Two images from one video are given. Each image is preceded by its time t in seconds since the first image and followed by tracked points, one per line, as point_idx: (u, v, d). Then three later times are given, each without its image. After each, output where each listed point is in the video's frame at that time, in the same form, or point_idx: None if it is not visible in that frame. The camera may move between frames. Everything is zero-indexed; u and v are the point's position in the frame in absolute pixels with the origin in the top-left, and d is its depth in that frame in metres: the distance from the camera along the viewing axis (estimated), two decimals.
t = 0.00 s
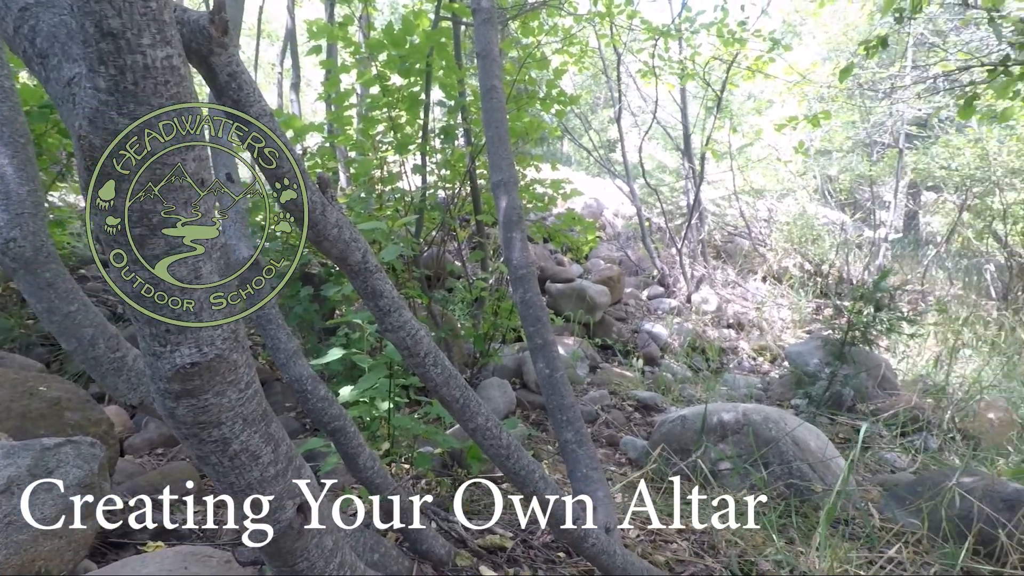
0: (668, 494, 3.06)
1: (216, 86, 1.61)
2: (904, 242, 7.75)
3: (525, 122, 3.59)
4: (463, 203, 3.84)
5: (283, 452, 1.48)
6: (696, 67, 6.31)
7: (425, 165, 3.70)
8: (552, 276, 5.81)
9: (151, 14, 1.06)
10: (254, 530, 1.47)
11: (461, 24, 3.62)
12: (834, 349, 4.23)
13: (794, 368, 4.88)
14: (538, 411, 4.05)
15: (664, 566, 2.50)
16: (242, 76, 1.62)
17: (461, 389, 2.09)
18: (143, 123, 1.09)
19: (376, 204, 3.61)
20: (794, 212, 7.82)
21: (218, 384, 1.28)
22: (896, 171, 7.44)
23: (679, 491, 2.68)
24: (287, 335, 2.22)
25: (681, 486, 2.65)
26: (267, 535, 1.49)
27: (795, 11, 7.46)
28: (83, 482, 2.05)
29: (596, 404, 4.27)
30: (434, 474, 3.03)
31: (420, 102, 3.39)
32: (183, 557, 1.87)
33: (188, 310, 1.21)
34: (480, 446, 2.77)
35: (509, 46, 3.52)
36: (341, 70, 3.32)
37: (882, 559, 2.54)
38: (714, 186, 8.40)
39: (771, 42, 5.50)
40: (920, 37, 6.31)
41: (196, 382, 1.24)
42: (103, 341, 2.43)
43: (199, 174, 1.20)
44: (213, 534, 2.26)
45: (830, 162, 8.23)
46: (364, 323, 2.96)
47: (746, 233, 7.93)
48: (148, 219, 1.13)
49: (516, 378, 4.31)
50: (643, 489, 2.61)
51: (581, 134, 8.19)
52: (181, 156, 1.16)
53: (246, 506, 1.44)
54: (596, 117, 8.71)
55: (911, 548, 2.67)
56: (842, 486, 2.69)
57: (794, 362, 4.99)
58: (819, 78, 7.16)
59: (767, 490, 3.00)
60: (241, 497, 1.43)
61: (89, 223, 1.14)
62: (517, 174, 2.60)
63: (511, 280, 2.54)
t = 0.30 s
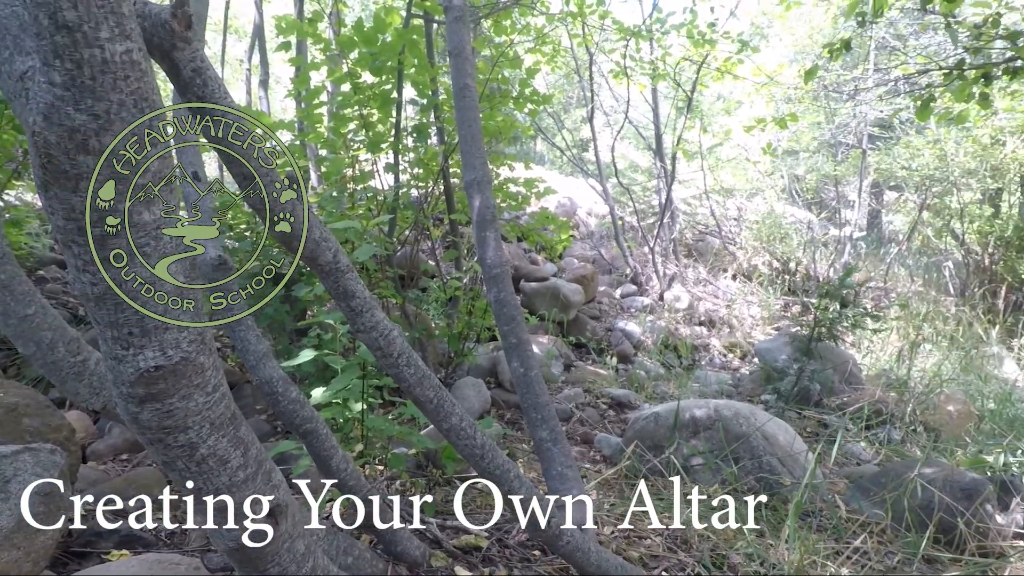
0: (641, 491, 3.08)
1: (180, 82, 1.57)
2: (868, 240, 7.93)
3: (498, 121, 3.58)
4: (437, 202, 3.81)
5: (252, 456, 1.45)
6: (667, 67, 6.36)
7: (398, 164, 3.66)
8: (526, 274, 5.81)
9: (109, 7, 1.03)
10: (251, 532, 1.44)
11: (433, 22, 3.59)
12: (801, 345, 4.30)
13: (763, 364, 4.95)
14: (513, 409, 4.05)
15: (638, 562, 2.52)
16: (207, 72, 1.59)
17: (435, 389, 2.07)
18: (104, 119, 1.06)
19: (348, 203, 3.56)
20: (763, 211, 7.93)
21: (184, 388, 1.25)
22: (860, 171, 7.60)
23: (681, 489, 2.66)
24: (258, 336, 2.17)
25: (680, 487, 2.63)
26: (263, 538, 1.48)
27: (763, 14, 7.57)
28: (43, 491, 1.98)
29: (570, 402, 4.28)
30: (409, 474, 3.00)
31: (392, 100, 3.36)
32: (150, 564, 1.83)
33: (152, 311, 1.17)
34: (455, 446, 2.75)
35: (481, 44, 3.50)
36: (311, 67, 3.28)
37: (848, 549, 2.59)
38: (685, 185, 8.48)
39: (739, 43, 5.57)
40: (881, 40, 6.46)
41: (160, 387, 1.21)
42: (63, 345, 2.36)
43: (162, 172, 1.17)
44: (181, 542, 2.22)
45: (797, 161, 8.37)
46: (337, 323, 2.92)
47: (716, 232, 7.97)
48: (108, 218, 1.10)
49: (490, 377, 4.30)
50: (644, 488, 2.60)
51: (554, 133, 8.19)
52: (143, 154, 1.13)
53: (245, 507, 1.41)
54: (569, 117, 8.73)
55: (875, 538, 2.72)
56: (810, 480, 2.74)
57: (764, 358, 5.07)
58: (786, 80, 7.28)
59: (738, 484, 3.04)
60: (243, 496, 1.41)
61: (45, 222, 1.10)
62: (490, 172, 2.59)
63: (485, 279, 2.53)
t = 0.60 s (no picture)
0: (619, 488, 3.10)
1: (148, 77, 1.54)
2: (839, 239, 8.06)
3: (476, 120, 3.57)
4: (414, 201, 3.79)
5: (225, 458, 1.42)
6: (643, 67, 6.39)
7: (375, 162, 3.62)
8: (504, 273, 5.80)
9: None
10: (251, 532, 1.46)
11: (409, 19, 3.57)
12: (775, 342, 4.36)
13: (738, 361, 5.02)
14: (491, 409, 4.04)
15: (616, 558, 2.54)
16: (177, 68, 1.56)
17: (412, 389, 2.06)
18: (69, 115, 1.03)
19: (324, 202, 3.53)
20: (737, 210, 8.02)
21: (154, 390, 1.22)
22: (831, 172, 7.72)
23: (679, 487, 2.69)
24: (231, 337, 2.13)
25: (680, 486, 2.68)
26: (264, 539, 1.51)
27: (737, 15, 7.65)
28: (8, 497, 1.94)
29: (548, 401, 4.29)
30: (387, 475, 2.99)
31: (368, 98, 3.33)
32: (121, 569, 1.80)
33: (121, 311, 1.15)
34: (433, 446, 2.74)
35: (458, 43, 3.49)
36: (285, 64, 3.24)
37: (821, 542, 2.64)
38: (661, 185, 8.54)
39: (713, 44, 5.62)
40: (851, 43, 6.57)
41: (130, 389, 1.19)
42: (29, 347, 2.30)
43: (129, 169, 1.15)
44: (153, 546, 2.19)
45: (770, 161, 8.47)
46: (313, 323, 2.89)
47: (692, 231, 8.03)
48: (73, 215, 1.08)
49: (469, 376, 4.30)
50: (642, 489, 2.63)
51: (531, 132, 8.19)
52: (109, 150, 1.10)
53: (246, 507, 1.45)
54: (546, 116, 8.74)
55: (846, 531, 2.78)
56: (784, 475, 2.79)
57: (738, 355, 5.13)
58: (759, 81, 7.37)
59: (714, 480, 3.07)
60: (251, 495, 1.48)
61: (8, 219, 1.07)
62: (467, 171, 2.58)
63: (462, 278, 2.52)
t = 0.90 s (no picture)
0: (601, 485, 3.11)
1: (119, 72, 1.50)
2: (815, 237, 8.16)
3: (456, 118, 3.55)
4: (394, 199, 3.77)
5: (202, 461, 1.40)
6: (622, 67, 6.41)
7: (354, 160, 3.59)
8: (485, 272, 5.79)
9: None
10: (253, 531, 1.59)
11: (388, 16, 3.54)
12: (753, 339, 4.41)
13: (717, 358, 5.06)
14: (473, 407, 4.04)
15: (597, 555, 2.55)
16: (149, 63, 1.52)
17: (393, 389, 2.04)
18: (35, 111, 1.01)
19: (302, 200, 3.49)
20: (716, 209, 8.08)
21: (127, 393, 1.20)
22: (807, 171, 7.82)
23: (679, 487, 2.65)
24: (208, 337, 2.06)
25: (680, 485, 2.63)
26: (263, 538, 1.65)
27: (715, 15, 7.70)
28: None
29: (530, 399, 4.29)
30: (368, 475, 2.97)
31: (347, 96, 3.30)
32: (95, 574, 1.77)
33: (91, 313, 1.13)
34: (415, 446, 2.73)
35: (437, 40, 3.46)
36: (262, 60, 3.19)
37: (798, 536, 2.68)
38: (641, 183, 8.58)
39: (692, 44, 5.66)
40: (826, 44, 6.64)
41: (101, 392, 1.16)
42: None
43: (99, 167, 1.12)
44: (127, 551, 2.15)
45: (748, 160, 8.54)
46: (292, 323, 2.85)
47: (671, 229, 8.09)
48: (40, 213, 1.04)
49: (450, 375, 4.28)
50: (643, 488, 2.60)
51: (511, 131, 8.17)
52: (78, 147, 1.08)
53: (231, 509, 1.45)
54: (527, 114, 8.73)
55: (823, 524, 2.82)
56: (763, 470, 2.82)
57: (717, 352, 5.17)
58: (737, 80, 7.43)
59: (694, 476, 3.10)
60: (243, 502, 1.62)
61: None
62: (448, 169, 2.57)
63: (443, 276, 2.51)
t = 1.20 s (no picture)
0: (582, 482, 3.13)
1: (88, 67, 1.47)
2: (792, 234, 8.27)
3: (436, 115, 3.54)
4: (373, 196, 3.75)
5: (177, 464, 1.37)
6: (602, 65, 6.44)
7: (333, 157, 3.56)
8: (466, 269, 5.78)
9: None
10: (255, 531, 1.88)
11: (366, 13, 3.52)
12: (732, 335, 4.45)
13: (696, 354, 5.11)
14: (454, 405, 4.03)
15: (579, 550, 2.56)
16: (119, 57, 1.49)
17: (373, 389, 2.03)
18: None
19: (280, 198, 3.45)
20: (695, 206, 8.15)
21: (98, 394, 1.18)
22: (783, 169, 7.92)
23: (679, 487, 2.67)
24: (184, 337, 2.02)
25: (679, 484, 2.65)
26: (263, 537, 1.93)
27: (693, 15, 7.75)
28: None
29: (512, 396, 4.30)
30: (349, 474, 2.96)
31: (325, 92, 3.28)
32: None
33: (61, 313, 1.11)
34: (395, 445, 2.72)
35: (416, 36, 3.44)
36: (237, 56, 3.15)
37: (775, 529, 2.72)
38: (621, 181, 8.62)
39: (671, 43, 5.69)
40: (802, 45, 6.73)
41: (70, 394, 1.14)
42: None
43: (67, 164, 1.10)
44: (102, 556, 2.13)
45: (726, 158, 8.63)
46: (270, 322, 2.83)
47: (652, 227, 8.14)
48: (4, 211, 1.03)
49: (431, 374, 4.28)
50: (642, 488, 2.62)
51: (492, 128, 8.17)
52: (44, 143, 1.06)
53: (207, 512, 1.42)
54: (507, 112, 8.72)
55: (800, 516, 2.86)
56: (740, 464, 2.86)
57: (697, 348, 5.22)
58: (714, 80, 7.49)
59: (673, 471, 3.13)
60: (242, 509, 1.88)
61: None
62: (428, 167, 2.56)
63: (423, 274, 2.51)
